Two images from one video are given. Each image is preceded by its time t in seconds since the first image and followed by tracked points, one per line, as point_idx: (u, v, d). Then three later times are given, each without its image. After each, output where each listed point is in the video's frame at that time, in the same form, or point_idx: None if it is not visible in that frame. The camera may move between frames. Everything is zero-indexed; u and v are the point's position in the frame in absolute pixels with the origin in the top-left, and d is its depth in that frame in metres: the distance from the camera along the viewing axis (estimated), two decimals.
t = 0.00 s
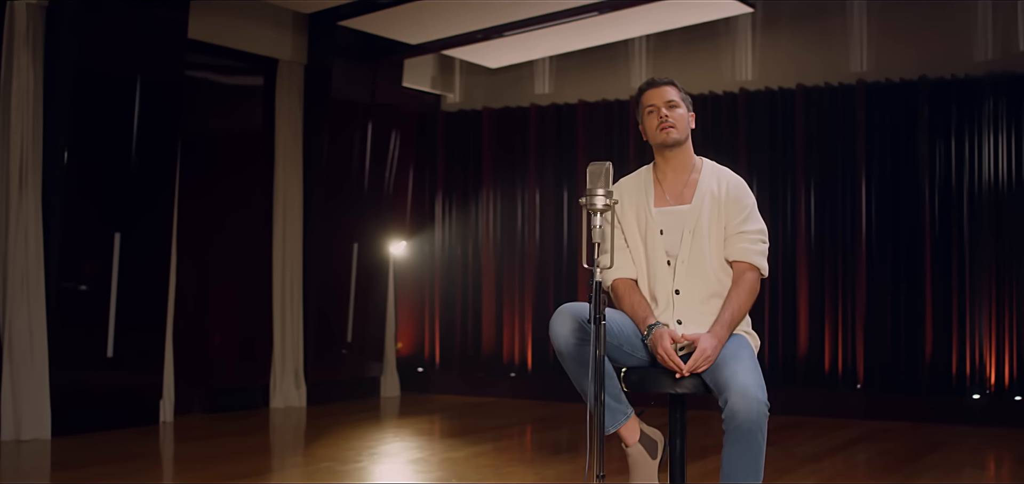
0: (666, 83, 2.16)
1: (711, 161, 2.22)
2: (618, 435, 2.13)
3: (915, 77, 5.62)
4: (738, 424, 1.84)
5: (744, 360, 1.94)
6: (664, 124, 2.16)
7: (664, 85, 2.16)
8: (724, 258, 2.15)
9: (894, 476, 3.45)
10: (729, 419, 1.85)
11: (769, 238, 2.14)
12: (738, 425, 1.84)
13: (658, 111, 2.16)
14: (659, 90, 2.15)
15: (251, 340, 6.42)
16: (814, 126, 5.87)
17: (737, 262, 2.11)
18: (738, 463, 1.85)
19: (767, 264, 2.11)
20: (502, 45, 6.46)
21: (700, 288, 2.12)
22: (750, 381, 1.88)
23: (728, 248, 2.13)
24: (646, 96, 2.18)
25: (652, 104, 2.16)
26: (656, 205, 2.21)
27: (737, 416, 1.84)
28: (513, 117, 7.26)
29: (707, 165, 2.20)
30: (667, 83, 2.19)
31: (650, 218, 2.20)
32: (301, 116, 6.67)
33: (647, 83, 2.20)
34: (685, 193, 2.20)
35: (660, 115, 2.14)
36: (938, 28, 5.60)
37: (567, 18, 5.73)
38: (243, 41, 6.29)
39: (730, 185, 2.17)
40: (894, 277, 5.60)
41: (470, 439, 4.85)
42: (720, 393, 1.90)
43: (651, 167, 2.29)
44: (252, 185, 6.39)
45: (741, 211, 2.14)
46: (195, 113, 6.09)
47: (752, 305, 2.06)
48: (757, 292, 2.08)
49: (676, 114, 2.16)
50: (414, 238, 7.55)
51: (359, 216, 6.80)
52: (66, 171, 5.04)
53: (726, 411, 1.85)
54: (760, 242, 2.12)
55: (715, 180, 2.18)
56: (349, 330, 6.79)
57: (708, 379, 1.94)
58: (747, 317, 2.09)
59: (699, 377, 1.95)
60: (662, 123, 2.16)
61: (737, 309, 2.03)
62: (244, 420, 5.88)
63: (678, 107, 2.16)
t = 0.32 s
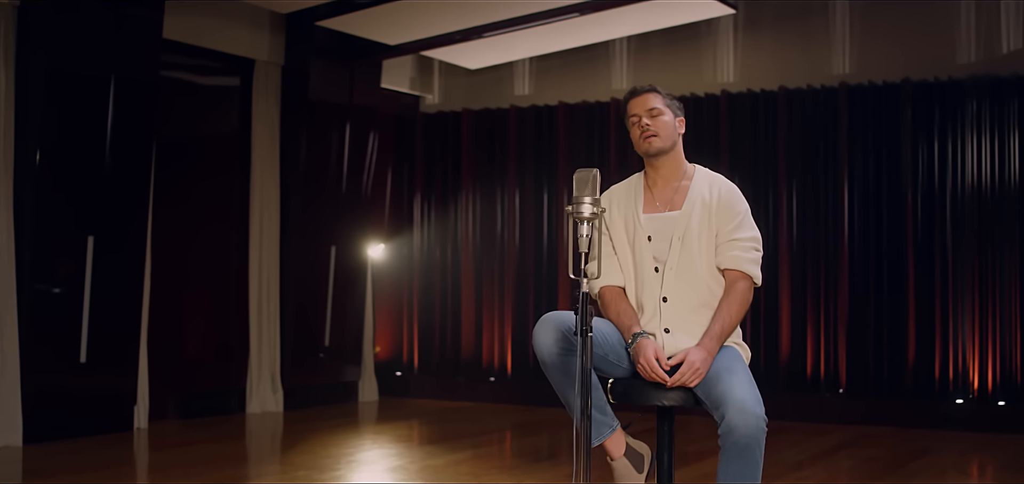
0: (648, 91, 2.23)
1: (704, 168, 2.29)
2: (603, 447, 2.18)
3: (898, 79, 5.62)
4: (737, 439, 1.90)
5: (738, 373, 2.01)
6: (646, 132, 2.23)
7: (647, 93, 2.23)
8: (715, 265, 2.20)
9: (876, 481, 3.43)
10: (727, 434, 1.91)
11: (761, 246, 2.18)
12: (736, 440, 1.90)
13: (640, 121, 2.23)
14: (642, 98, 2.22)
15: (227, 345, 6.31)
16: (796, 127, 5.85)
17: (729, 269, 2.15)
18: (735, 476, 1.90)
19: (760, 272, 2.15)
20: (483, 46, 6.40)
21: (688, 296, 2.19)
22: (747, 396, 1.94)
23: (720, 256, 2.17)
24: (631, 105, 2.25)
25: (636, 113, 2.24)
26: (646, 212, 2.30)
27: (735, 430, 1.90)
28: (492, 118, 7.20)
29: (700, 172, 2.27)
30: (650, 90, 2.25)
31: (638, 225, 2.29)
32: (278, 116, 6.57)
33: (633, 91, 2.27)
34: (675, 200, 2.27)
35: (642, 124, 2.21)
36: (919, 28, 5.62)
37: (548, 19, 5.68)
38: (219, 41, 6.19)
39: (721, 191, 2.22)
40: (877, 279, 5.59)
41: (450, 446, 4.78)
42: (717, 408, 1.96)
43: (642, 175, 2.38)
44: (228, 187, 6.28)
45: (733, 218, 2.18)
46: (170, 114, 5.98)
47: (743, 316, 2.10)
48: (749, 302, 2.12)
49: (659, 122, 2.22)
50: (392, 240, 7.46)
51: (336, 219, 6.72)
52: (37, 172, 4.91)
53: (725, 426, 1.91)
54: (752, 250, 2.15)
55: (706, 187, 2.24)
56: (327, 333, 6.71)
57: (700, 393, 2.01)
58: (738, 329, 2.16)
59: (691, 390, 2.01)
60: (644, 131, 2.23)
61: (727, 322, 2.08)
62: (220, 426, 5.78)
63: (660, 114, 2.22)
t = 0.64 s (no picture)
0: (632, 99, 2.18)
1: (697, 173, 2.26)
2: (589, 459, 2.14)
3: (882, 81, 5.61)
4: (738, 452, 1.87)
5: (737, 385, 1.99)
6: (630, 140, 2.19)
7: (632, 100, 2.18)
8: (708, 273, 2.16)
9: None
10: (729, 447, 1.88)
11: (755, 253, 2.14)
12: (738, 453, 1.87)
13: (624, 129, 2.19)
14: (628, 105, 2.18)
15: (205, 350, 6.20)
16: (780, 129, 5.83)
17: (723, 277, 2.11)
18: None
19: (753, 280, 2.12)
20: (465, 47, 6.34)
21: (677, 304, 2.15)
22: (748, 408, 1.92)
23: (713, 263, 2.13)
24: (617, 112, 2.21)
25: (621, 121, 2.20)
26: (635, 217, 2.26)
27: (736, 443, 1.88)
28: (473, 119, 7.14)
29: (692, 177, 2.24)
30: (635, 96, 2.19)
31: (627, 230, 2.25)
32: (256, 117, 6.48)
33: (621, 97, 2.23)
34: (665, 206, 2.23)
35: (625, 133, 2.18)
36: (905, 27, 5.59)
37: (531, 19, 5.62)
38: (196, 41, 6.10)
39: (714, 197, 2.18)
40: (861, 282, 5.58)
41: (431, 452, 4.70)
42: (715, 421, 1.94)
43: (633, 180, 2.34)
44: (205, 189, 6.17)
45: (726, 224, 2.15)
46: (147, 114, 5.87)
47: (737, 325, 2.07)
48: (743, 311, 2.09)
49: (642, 130, 2.17)
50: (372, 243, 7.38)
51: (315, 222, 6.63)
52: (8, 174, 4.79)
53: (725, 439, 1.89)
54: (745, 257, 2.12)
55: (699, 192, 2.20)
56: (306, 337, 6.62)
57: (694, 404, 1.97)
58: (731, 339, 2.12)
59: (683, 403, 1.96)
60: (627, 139, 2.19)
61: (722, 332, 2.05)
62: (198, 432, 5.68)
63: (644, 123, 2.17)
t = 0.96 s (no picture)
0: (636, 102, 2.13)
1: (689, 180, 2.22)
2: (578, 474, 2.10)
3: (868, 83, 5.59)
4: (723, 468, 1.81)
5: (723, 398, 1.93)
6: (632, 146, 2.14)
7: (634, 103, 2.13)
8: (700, 284, 2.13)
9: None
10: (713, 463, 1.82)
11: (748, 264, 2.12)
12: (722, 469, 1.81)
13: (626, 133, 2.14)
14: (629, 108, 2.12)
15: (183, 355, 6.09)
16: (764, 130, 5.81)
17: (716, 289, 2.09)
18: None
19: (746, 291, 2.10)
20: (447, 48, 6.27)
21: (669, 316, 2.12)
22: (733, 422, 1.86)
23: (706, 274, 2.11)
24: (615, 116, 2.15)
25: (621, 125, 2.14)
26: (627, 225, 2.21)
27: (720, 459, 1.82)
28: (455, 121, 7.07)
29: (685, 184, 2.19)
30: (636, 99, 2.14)
31: (619, 239, 2.20)
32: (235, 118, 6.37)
33: (616, 100, 2.17)
34: (658, 214, 2.19)
35: (629, 137, 2.12)
36: (890, 26, 5.58)
37: (515, 19, 5.55)
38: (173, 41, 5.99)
39: (708, 206, 2.15)
40: (845, 287, 5.56)
41: (412, 460, 4.63)
42: (700, 436, 1.88)
43: (623, 185, 2.29)
44: (183, 192, 6.07)
45: (720, 234, 2.12)
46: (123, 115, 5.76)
47: (730, 337, 2.05)
48: (736, 322, 2.07)
49: (646, 134, 2.13)
50: (352, 246, 7.29)
51: (294, 225, 6.54)
52: None
53: (709, 454, 1.83)
54: (739, 268, 2.10)
55: (692, 200, 2.17)
56: (285, 341, 6.53)
57: (681, 417, 1.92)
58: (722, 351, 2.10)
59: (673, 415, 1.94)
60: (630, 145, 2.14)
61: (715, 343, 2.03)
62: (176, 439, 5.57)
63: (647, 127, 2.12)
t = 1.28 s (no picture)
0: (633, 105, 2.08)
1: (684, 186, 2.18)
2: None
3: (856, 85, 5.58)
4: None
5: (721, 411, 1.89)
6: (628, 151, 2.09)
7: (632, 106, 2.08)
8: (697, 294, 2.09)
9: None
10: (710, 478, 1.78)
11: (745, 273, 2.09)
12: None
13: (623, 137, 2.08)
14: (627, 111, 2.07)
15: (162, 360, 5.99)
16: (750, 131, 5.78)
17: (714, 298, 2.06)
18: None
19: (745, 301, 2.07)
20: (430, 48, 6.21)
21: (667, 327, 2.07)
22: (730, 437, 1.82)
23: (704, 284, 2.07)
24: (611, 119, 2.10)
25: (617, 129, 2.08)
26: (622, 233, 2.16)
27: (717, 474, 1.78)
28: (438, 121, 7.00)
29: (681, 190, 2.16)
30: (634, 102, 2.09)
31: (614, 248, 2.15)
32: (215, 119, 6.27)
33: (612, 102, 2.12)
34: (654, 222, 2.15)
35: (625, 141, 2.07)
36: (876, 26, 5.59)
37: (498, 19, 5.50)
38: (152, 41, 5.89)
39: (704, 213, 2.12)
40: (833, 289, 5.54)
41: (395, 467, 4.55)
42: (697, 450, 1.83)
43: (616, 189, 2.24)
44: (162, 194, 5.96)
45: (717, 243, 2.09)
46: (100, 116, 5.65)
47: (729, 348, 2.02)
48: (734, 332, 2.04)
49: (642, 139, 2.08)
50: (333, 248, 7.20)
51: (276, 227, 6.45)
52: None
53: (706, 470, 1.79)
54: (738, 278, 2.06)
55: (688, 208, 2.14)
56: (266, 345, 6.43)
57: (678, 430, 1.87)
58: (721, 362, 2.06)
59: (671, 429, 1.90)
60: (627, 150, 2.09)
61: (713, 354, 1.99)
62: (154, 445, 5.47)
63: (644, 131, 2.07)
